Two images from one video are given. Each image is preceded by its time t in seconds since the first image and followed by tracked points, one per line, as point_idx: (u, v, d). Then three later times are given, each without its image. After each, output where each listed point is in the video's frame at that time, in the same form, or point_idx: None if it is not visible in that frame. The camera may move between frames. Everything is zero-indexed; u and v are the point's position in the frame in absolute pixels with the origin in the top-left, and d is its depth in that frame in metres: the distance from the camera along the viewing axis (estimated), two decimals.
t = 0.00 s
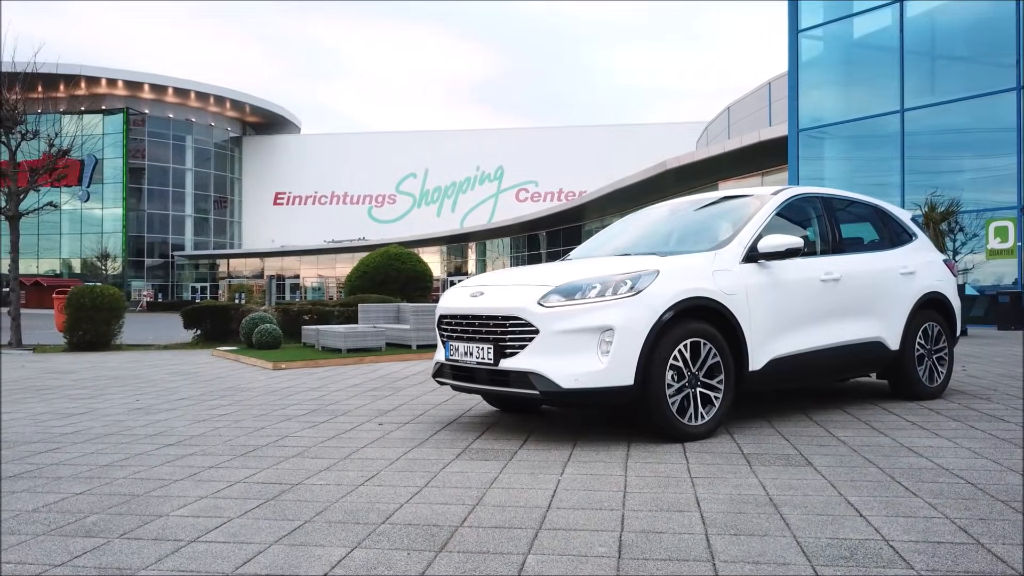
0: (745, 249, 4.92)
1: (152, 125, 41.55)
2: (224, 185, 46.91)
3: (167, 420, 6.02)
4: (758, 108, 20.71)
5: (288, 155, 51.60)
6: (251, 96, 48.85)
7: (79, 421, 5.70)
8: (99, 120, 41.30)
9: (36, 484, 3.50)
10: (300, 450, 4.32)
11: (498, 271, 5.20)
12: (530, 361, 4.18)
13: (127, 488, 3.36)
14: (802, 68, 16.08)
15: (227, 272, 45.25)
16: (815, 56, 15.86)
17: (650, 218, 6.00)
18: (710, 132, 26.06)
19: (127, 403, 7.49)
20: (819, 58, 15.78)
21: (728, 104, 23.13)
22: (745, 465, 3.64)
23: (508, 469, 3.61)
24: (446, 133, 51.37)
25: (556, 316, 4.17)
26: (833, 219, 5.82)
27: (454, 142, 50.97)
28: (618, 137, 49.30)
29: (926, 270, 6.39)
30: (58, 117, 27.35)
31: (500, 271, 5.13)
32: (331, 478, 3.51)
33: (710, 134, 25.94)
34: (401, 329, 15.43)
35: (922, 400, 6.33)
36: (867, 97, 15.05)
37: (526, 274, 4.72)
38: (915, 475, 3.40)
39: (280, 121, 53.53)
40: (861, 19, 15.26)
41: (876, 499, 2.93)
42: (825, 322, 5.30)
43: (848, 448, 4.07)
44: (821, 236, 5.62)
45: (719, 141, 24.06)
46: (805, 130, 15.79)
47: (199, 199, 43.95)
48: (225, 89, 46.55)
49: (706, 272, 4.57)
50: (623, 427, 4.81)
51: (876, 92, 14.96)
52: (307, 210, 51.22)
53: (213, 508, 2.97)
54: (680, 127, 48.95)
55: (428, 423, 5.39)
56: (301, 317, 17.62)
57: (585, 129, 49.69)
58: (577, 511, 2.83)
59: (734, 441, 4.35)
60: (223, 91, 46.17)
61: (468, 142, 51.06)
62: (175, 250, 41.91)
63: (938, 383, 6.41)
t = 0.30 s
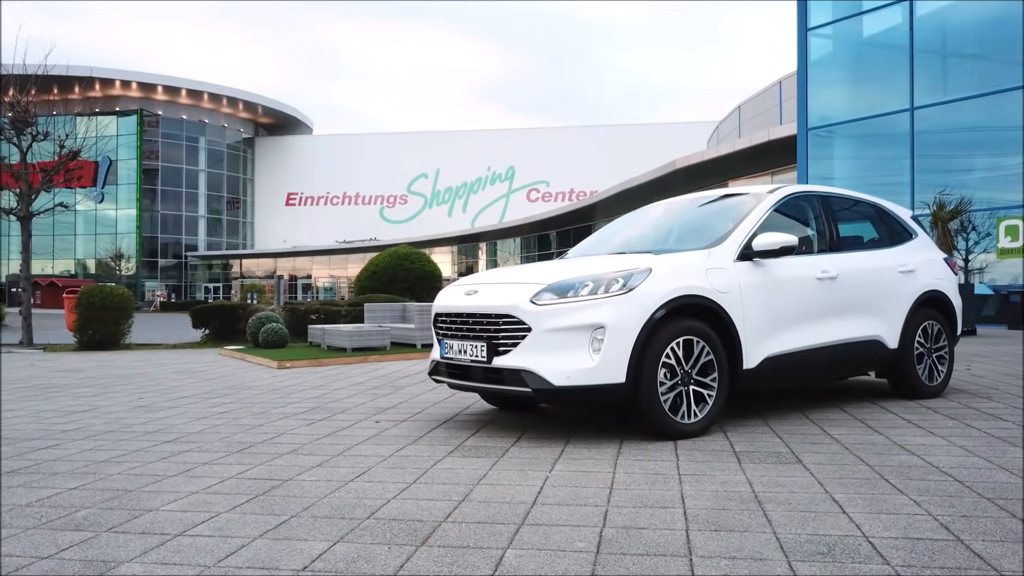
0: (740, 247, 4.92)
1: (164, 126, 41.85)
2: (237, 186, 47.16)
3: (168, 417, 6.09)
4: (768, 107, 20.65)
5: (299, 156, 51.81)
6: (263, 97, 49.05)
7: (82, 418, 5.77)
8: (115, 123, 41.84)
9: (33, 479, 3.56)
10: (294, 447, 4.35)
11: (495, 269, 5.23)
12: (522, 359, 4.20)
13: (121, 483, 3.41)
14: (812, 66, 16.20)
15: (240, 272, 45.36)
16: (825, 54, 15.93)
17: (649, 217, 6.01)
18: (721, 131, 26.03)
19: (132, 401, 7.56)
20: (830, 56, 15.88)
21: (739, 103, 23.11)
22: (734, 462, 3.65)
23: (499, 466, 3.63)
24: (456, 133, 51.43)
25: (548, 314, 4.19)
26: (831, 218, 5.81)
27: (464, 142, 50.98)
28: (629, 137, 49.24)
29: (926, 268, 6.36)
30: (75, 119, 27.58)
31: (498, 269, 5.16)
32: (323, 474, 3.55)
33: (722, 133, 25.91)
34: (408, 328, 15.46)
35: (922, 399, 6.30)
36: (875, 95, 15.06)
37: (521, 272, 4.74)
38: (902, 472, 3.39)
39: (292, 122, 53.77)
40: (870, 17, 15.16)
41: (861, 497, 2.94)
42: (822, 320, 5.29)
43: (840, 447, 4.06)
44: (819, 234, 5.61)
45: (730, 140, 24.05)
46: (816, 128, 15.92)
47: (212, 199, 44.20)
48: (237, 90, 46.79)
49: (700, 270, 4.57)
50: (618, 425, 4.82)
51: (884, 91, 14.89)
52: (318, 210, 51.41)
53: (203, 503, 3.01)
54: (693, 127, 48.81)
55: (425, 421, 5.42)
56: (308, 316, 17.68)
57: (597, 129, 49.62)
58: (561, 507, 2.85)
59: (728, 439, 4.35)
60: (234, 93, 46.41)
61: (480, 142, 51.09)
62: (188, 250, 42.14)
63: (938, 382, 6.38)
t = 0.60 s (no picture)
0: (734, 247, 4.92)
1: (177, 127, 42.12)
2: (248, 187, 47.39)
3: (168, 416, 6.14)
4: (779, 106, 20.57)
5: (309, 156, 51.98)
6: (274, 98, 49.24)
7: (83, 416, 5.83)
8: (127, 123, 42.15)
9: (29, 476, 3.61)
10: (288, 445, 4.38)
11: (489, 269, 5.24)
12: (514, 358, 4.22)
13: (114, 480, 3.46)
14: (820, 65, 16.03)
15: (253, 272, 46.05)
16: (833, 53, 15.80)
17: (645, 217, 6.01)
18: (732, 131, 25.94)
19: (135, 399, 7.63)
20: (838, 55, 15.71)
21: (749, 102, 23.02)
22: (723, 461, 3.65)
23: (488, 464, 3.65)
24: (467, 134, 51.46)
25: (539, 313, 4.20)
26: (827, 217, 5.79)
27: (475, 142, 51.01)
28: (641, 137, 49.18)
29: (925, 268, 6.34)
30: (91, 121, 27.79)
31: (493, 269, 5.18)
32: (314, 472, 3.57)
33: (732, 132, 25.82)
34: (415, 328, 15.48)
35: (921, 399, 6.28)
36: (884, 94, 14.90)
37: (515, 271, 4.76)
38: (890, 472, 3.39)
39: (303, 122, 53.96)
40: (879, 15, 15.07)
41: (846, 495, 2.95)
42: (817, 320, 5.29)
43: (831, 446, 4.06)
44: (815, 234, 5.60)
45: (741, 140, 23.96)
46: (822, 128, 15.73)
47: (224, 200, 44.45)
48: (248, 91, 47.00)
49: (692, 270, 4.58)
50: (612, 425, 4.83)
51: (892, 89, 14.79)
52: (328, 211, 51.59)
53: (193, 500, 3.04)
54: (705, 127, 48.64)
55: (421, 420, 5.45)
56: (315, 316, 17.74)
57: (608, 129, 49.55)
58: (544, 505, 2.87)
59: (719, 438, 4.36)
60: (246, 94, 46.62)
61: (490, 143, 51.11)
62: (200, 250, 42.38)
63: (937, 382, 6.35)
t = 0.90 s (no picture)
0: (727, 247, 4.92)
1: (188, 129, 42.37)
2: (260, 187, 47.60)
3: (167, 414, 6.19)
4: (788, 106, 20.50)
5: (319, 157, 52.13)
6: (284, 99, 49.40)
7: (81, 416, 5.88)
8: (138, 124, 42.39)
9: (22, 473, 3.65)
10: (281, 444, 4.42)
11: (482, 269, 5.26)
12: (505, 358, 4.24)
13: (105, 478, 3.50)
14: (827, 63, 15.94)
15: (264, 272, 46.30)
16: (840, 51, 15.71)
17: (638, 217, 6.00)
18: (741, 130, 25.87)
19: (136, 399, 7.69)
20: (845, 54, 15.61)
21: (758, 101, 22.95)
22: (711, 461, 3.66)
23: (475, 463, 3.67)
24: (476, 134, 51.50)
25: (529, 313, 4.22)
26: (823, 216, 5.78)
27: (485, 141, 50.98)
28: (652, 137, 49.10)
29: (922, 266, 6.31)
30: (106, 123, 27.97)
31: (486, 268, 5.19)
32: (303, 470, 3.60)
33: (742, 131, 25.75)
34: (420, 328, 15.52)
35: (919, 399, 6.25)
36: (893, 93, 14.81)
37: (506, 271, 4.77)
38: (875, 471, 3.39)
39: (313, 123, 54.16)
40: (887, 14, 14.93)
41: (827, 494, 2.96)
42: (812, 319, 5.28)
43: (821, 446, 4.06)
44: (810, 233, 5.59)
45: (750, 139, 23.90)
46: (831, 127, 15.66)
47: (235, 201, 44.65)
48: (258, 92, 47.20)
49: (684, 269, 4.59)
50: (605, 425, 4.83)
51: (900, 88, 14.67)
52: (339, 211, 51.75)
53: (181, 497, 3.08)
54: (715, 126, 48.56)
55: (416, 419, 5.48)
56: (320, 316, 17.80)
57: (618, 129, 49.50)
58: (527, 503, 2.88)
59: (710, 437, 4.36)
60: (256, 95, 46.83)
61: (500, 143, 51.14)
62: (212, 251, 42.58)
63: (936, 382, 6.32)
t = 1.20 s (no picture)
0: (719, 247, 4.92)
1: (200, 130, 42.61)
2: (270, 188, 47.79)
3: (165, 414, 6.23)
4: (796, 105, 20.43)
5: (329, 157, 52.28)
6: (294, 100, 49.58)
7: (81, 415, 5.93)
8: (150, 125, 42.61)
9: (16, 471, 3.70)
10: (274, 443, 4.45)
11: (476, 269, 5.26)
12: (495, 358, 4.25)
13: (96, 476, 3.54)
14: (835, 62, 15.89)
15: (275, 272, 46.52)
16: (848, 50, 15.66)
17: (634, 218, 6.00)
18: (750, 129, 25.81)
19: (139, 398, 7.74)
20: (853, 53, 15.55)
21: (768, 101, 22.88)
22: (699, 461, 3.66)
23: (463, 463, 3.68)
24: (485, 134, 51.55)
25: (520, 313, 4.24)
26: (819, 216, 5.77)
27: (495, 141, 50.97)
28: (662, 137, 49.02)
29: (920, 266, 6.28)
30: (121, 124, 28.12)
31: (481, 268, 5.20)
32: (292, 470, 3.63)
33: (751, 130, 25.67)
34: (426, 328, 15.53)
35: (916, 400, 6.23)
36: (900, 91, 14.73)
37: (499, 272, 4.78)
38: (862, 471, 3.39)
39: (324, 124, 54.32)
40: (896, 12, 14.84)
41: (810, 494, 2.96)
42: (807, 320, 5.28)
43: (812, 446, 4.05)
44: (805, 233, 5.59)
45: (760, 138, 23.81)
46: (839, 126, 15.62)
47: (247, 201, 44.88)
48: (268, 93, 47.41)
49: (676, 269, 4.60)
50: (598, 425, 4.84)
51: (908, 87, 14.59)
52: (349, 212, 51.88)
53: (169, 495, 3.11)
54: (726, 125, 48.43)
55: (410, 419, 5.50)
56: (326, 316, 17.85)
57: (628, 129, 49.44)
58: (510, 503, 2.89)
59: (701, 438, 4.37)
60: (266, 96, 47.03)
61: (509, 143, 51.15)
62: (223, 251, 42.77)
63: (934, 382, 6.30)
